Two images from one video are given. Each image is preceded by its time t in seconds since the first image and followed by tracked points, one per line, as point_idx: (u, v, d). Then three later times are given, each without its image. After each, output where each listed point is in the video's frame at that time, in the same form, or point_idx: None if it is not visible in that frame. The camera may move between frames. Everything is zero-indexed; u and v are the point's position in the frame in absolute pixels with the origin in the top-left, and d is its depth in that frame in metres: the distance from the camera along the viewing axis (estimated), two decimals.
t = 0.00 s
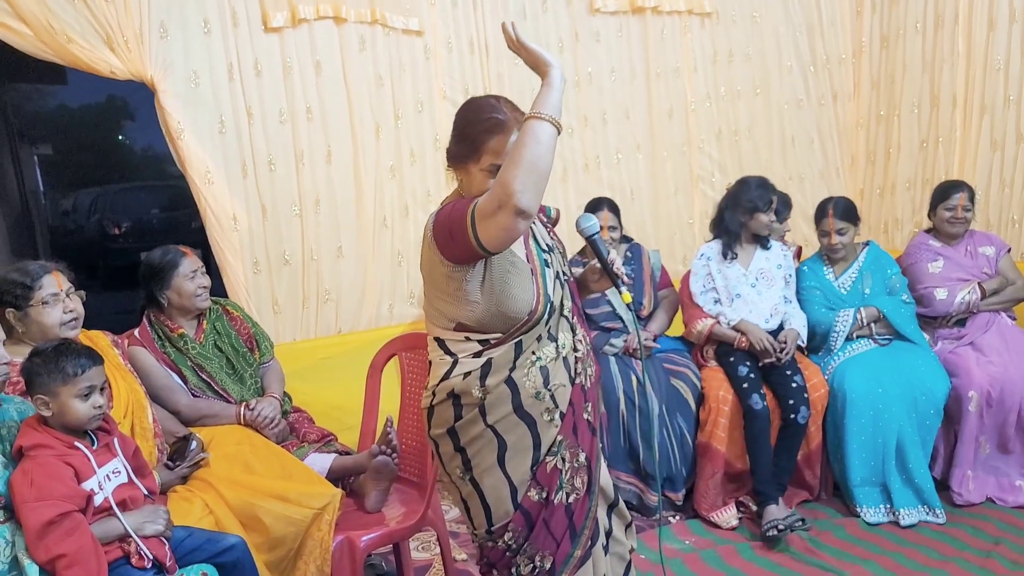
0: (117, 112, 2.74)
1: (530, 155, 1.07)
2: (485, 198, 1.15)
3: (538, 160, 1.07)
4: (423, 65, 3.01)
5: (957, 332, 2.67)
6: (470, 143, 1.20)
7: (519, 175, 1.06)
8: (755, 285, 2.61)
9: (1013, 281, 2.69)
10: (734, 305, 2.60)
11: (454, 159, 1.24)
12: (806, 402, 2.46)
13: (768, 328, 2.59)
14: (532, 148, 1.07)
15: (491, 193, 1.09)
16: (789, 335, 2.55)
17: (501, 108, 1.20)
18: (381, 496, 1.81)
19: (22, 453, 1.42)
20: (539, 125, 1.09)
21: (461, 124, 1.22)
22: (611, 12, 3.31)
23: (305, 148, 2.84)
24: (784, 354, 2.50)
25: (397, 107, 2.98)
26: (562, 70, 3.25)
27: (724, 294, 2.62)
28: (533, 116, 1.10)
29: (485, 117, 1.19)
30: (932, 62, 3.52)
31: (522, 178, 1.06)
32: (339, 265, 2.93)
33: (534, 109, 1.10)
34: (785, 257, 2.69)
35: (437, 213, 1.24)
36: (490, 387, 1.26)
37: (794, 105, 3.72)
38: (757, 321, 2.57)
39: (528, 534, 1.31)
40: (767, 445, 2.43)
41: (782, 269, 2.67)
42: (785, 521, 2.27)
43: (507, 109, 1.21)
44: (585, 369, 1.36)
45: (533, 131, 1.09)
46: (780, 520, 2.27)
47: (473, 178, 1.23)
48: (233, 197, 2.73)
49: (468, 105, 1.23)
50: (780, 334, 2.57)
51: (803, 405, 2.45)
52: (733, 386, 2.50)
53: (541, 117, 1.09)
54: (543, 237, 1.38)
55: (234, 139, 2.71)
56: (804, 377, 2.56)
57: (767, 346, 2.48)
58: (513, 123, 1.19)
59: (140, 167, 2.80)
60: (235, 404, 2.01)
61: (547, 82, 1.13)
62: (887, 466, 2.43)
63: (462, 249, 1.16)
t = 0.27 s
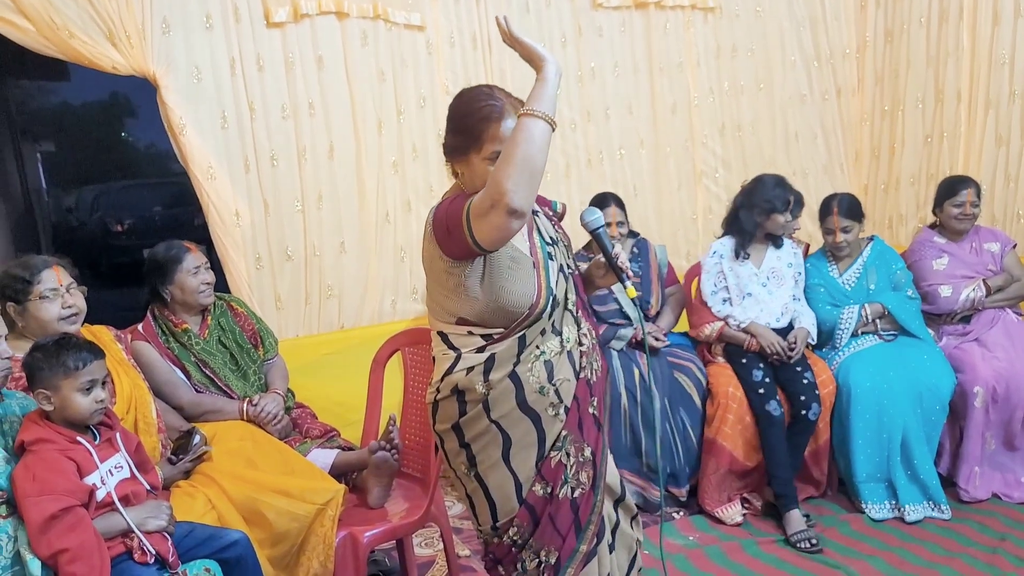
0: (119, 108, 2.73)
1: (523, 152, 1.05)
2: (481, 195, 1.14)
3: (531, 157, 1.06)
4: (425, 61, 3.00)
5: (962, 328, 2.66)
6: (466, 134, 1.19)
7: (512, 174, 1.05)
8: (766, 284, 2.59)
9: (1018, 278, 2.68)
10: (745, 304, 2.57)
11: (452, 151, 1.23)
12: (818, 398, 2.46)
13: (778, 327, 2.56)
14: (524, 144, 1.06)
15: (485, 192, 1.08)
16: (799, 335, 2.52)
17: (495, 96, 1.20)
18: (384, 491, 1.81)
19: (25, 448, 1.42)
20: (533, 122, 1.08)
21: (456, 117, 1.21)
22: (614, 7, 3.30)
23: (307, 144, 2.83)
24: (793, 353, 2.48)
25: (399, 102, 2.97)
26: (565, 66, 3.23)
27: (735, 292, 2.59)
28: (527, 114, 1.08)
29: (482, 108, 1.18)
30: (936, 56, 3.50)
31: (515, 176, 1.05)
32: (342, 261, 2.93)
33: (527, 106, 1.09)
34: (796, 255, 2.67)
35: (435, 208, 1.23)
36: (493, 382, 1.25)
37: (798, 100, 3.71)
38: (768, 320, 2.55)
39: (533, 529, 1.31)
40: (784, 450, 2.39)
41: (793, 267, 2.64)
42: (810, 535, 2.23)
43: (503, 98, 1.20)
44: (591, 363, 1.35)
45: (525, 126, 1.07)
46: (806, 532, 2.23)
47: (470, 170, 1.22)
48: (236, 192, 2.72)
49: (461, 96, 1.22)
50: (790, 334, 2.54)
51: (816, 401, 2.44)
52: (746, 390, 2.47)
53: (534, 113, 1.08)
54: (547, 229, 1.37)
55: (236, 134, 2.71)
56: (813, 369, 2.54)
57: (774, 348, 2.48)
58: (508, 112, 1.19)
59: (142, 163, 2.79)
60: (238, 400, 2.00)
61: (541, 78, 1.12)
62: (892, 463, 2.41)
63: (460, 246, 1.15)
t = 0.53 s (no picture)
0: (121, 106, 2.73)
1: (521, 160, 1.03)
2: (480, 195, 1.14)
3: (529, 164, 1.03)
4: (427, 57, 3.00)
5: (966, 326, 2.66)
6: (464, 131, 1.19)
7: (509, 178, 1.04)
8: (771, 283, 2.57)
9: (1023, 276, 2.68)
10: (747, 303, 2.56)
11: (451, 148, 1.22)
12: (819, 398, 2.45)
13: (780, 327, 2.55)
14: (523, 152, 1.03)
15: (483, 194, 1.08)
16: (799, 334, 2.51)
17: (492, 92, 1.19)
18: (386, 489, 1.80)
19: (28, 446, 1.42)
20: (535, 126, 1.03)
21: (454, 114, 1.20)
22: (616, 3, 3.29)
23: (309, 142, 2.82)
24: (793, 352, 2.47)
25: (401, 99, 2.96)
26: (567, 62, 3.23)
27: (739, 294, 2.57)
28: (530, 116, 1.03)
29: (479, 106, 1.17)
30: (939, 52, 3.50)
31: (513, 180, 1.04)
32: (344, 258, 2.92)
33: (530, 109, 1.03)
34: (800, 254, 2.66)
35: (436, 208, 1.23)
36: (501, 374, 1.24)
37: (800, 97, 3.69)
38: (770, 320, 2.54)
39: (540, 523, 1.30)
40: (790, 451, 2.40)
41: (797, 267, 2.63)
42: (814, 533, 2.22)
43: (500, 95, 1.20)
44: (595, 356, 1.36)
45: (525, 134, 1.03)
46: (810, 531, 2.22)
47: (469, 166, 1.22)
48: (238, 190, 2.72)
49: (458, 92, 1.21)
50: (790, 333, 2.53)
51: (817, 401, 2.43)
52: (748, 389, 2.47)
53: (537, 119, 1.02)
54: (547, 225, 1.37)
55: (238, 132, 2.70)
56: (816, 368, 2.53)
57: (775, 348, 2.47)
58: (506, 107, 1.18)
59: (144, 161, 2.79)
60: (241, 398, 2.00)
61: (545, 75, 1.04)
62: (896, 460, 2.41)
63: (461, 246, 1.15)
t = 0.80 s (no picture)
0: (123, 105, 2.73)
1: (527, 158, 1.02)
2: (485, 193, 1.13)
3: (535, 162, 1.03)
4: (430, 56, 2.99)
5: (970, 326, 2.66)
6: (463, 128, 1.18)
7: (515, 178, 1.03)
8: (772, 283, 2.57)
9: None
10: (750, 303, 2.55)
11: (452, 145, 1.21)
12: (822, 399, 2.44)
13: (783, 327, 2.54)
14: (529, 150, 1.02)
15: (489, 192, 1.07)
16: (802, 334, 2.50)
17: (491, 90, 1.19)
18: (389, 488, 1.80)
19: (31, 445, 1.42)
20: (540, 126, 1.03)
21: (454, 111, 1.19)
22: (618, 2, 3.28)
23: (312, 141, 2.82)
24: (796, 352, 2.46)
25: (404, 98, 2.96)
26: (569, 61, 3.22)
27: (740, 293, 2.56)
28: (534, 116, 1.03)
29: (477, 103, 1.17)
30: (943, 50, 3.50)
31: (519, 179, 1.03)
32: (347, 257, 2.92)
33: (532, 108, 1.03)
34: (802, 253, 2.65)
35: (438, 205, 1.21)
36: (506, 370, 1.24)
37: (803, 95, 3.68)
38: (773, 320, 2.53)
39: (549, 518, 1.30)
40: (794, 450, 2.39)
41: (800, 265, 2.63)
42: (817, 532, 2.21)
43: (499, 92, 1.19)
44: (598, 349, 1.35)
45: (530, 132, 1.03)
46: (814, 530, 2.22)
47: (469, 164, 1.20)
48: (241, 188, 2.72)
49: (457, 90, 1.21)
50: (793, 333, 2.53)
51: (820, 401, 2.43)
52: (751, 388, 2.47)
53: (542, 118, 1.03)
54: (546, 221, 1.36)
55: (241, 131, 2.70)
56: (818, 369, 2.52)
57: (777, 349, 2.46)
58: (505, 105, 1.18)
59: (147, 160, 2.79)
60: (244, 397, 2.00)
61: (547, 78, 1.04)
62: (900, 459, 2.40)
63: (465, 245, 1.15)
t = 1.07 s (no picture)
0: (125, 105, 2.73)
1: (529, 176, 1.04)
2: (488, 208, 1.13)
3: (537, 180, 1.04)
4: (432, 56, 2.99)
5: (973, 327, 2.65)
6: (463, 136, 1.18)
7: (519, 198, 1.04)
8: (773, 281, 2.57)
9: None
10: (751, 302, 2.54)
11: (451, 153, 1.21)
12: (825, 399, 2.43)
13: (784, 326, 2.53)
14: (530, 167, 1.04)
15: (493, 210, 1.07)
16: (804, 334, 2.50)
17: (493, 98, 1.18)
18: (391, 489, 1.79)
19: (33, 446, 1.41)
20: (538, 144, 1.05)
21: (454, 120, 1.19)
22: (620, 2, 3.28)
23: (314, 141, 2.81)
24: (800, 352, 2.45)
25: (405, 98, 2.95)
26: (571, 61, 3.21)
27: (741, 291, 2.56)
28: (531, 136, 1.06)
29: (478, 114, 1.16)
30: (944, 49, 3.50)
31: (523, 199, 1.04)
32: (348, 257, 2.91)
33: (528, 128, 1.06)
34: (804, 252, 2.64)
35: (440, 214, 1.21)
36: (509, 372, 1.24)
37: (804, 94, 3.67)
38: (774, 318, 2.52)
39: (555, 524, 1.29)
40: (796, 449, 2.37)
41: (801, 265, 2.61)
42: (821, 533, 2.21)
43: (500, 101, 1.18)
44: (602, 353, 1.34)
45: (528, 149, 1.05)
46: (817, 530, 2.21)
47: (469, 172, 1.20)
48: (243, 188, 2.71)
49: (458, 97, 1.21)
50: (796, 333, 2.52)
51: (823, 402, 2.42)
52: (753, 388, 2.46)
53: (536, 135, 1.06)
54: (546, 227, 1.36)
55: (243, 132, 2.70)
56: (821, 369, 2.52)
57: (778, 348, 2.45)
58: (505, 113, 1.17)
59: (148, 160, 2.79)
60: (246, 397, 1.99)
61: (540, 99, 1.09)
62: (903, 459, 2.39)
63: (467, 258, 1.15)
